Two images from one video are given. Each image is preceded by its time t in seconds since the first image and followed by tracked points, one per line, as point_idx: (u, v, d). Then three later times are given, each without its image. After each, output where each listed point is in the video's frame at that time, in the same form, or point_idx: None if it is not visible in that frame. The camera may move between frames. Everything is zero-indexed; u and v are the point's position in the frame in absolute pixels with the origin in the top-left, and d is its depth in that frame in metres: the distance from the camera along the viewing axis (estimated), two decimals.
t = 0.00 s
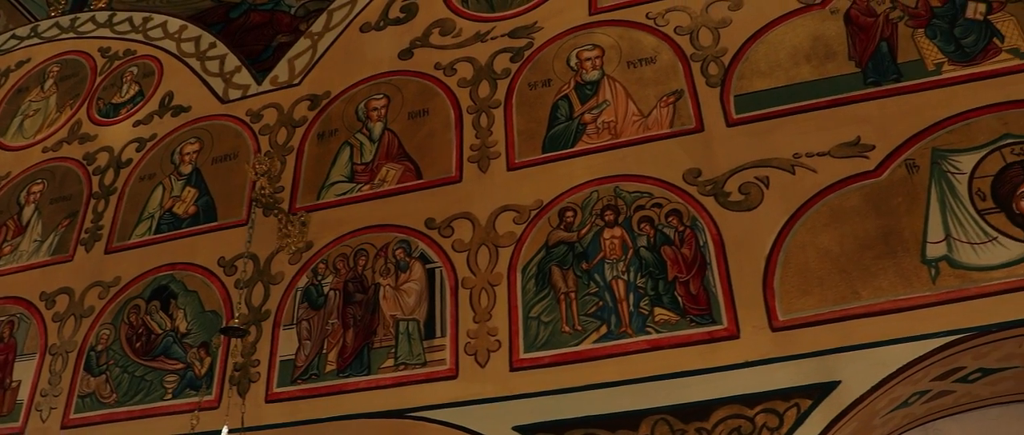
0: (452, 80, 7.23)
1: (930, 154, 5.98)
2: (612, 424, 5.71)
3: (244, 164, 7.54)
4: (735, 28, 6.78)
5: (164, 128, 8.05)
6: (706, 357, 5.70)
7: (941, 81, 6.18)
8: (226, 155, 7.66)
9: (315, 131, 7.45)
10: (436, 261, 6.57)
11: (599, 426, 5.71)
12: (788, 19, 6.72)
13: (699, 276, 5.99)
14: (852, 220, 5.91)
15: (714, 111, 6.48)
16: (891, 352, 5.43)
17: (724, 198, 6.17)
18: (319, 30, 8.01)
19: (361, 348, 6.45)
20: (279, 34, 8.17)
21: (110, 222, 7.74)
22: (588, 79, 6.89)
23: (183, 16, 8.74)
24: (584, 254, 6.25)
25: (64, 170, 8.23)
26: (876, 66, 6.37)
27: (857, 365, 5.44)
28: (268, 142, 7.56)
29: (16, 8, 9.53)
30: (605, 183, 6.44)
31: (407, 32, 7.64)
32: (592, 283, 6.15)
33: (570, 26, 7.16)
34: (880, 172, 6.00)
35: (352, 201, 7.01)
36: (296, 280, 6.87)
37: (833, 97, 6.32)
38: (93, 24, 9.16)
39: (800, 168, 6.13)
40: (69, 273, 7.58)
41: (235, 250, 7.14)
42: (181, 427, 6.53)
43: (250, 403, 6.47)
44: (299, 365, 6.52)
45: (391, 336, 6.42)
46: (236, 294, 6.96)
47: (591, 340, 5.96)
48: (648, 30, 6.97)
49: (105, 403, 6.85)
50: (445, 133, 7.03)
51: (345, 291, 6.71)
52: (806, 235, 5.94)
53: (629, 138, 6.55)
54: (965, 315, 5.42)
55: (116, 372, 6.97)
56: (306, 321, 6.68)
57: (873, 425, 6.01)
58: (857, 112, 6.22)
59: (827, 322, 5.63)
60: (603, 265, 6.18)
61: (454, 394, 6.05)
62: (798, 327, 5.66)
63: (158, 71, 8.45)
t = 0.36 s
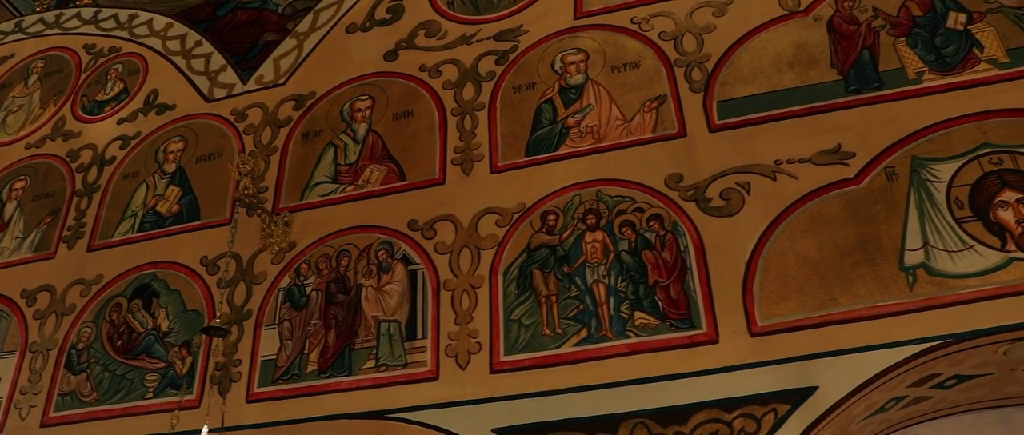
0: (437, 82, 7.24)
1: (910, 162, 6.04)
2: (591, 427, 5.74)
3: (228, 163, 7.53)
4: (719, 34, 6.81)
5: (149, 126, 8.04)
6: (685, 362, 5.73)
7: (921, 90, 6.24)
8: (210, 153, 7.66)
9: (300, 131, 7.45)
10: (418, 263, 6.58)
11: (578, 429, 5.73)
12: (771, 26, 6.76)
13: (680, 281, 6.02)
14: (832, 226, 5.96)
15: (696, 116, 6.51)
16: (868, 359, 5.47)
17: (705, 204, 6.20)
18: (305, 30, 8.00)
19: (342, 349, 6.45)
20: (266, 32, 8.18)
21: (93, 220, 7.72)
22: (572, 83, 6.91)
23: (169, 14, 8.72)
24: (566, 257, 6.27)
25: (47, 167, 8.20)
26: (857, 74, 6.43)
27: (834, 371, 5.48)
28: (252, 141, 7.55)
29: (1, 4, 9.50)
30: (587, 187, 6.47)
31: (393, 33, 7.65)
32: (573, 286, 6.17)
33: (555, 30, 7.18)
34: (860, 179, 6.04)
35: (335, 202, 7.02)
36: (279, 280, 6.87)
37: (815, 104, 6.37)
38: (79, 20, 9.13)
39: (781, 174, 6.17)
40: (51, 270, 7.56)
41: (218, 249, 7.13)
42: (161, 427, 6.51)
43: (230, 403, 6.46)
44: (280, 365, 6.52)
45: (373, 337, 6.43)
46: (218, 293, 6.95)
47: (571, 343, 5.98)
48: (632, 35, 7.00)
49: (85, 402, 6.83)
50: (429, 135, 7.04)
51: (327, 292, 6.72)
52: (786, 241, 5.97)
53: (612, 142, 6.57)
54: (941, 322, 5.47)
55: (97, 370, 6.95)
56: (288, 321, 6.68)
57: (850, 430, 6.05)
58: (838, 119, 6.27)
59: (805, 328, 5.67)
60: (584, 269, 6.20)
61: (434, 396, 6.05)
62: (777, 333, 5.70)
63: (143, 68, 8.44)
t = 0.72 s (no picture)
0: (421, 84, 7.25)
1: (889, 170, 6.09)
2: (570, 430, 5.77)
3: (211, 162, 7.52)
4: (702, 40, 6.84)
5: (132, 123, 8.01)
6: (664, 366, 5.76)
7: (901, 98, 6.30)
8: (194, 152, 7.64)
9: (283, 131, 7.44)
10: (400, 265, 6.59)
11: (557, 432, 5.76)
12: (754, 33, 6.79)
13: (660, 285, 6.04)
14: (811, 233, 6.00)
15: (679, 122, 6.54)
16: (845, 365, 5.52)
17: (686, 209, 6.23)
18: (291, 30, 7.99)
19: (323, 349, 6.45)
20: (252, 30, 8.13)
21: (75, 217, 7.69)
22: (555, 87, 6.92)
23: (154, 11, 8.69)
24: (547, 261, 6.29)
25: (29, 163, 8.16)
26: (839, 82, 6.47)
27: (812, 377, 5.53)
28: (236, 140, 7.54)
29: None
30: (569, 191, 6.49)
31: (378, 35, 7.65)
32: (554, 290, 6.19)
33: (540, 33, 7.19)
34: (840, 187, 6.09)
35: (318, 202, 7.02)
36: (261, 280, 6.86)
37: (796, 111, 6.41)
38: (63, 16, 9.09)
39: (761, 180, 6.20)
40: (32, 267, 7.53)
41: (200, 249, 7.12)
42: (140, 426, 6.49)
43: (211, 403, 6.45)
44: (261, 365, 6.51)
45: (354, 338, 6.43)
46: (200, 293, 6.94)
47: (551, 346, 6.00)
48: (617, 39, 7.02)
49: (65, 400, 6.80)
50: (413, 137, 7.05)
51: (309, 293, 6.72)
52: (766, 247, 6.01)
53: (594, 146, 6.59)
54: (918, 329, 5.53)
55: (77, 369, 6.93)
56: (269, 321, 6.68)
57: None
58: (819, 127, 6.31)
59: (783, 334, 5.71)
60: (565, 272, 6.22)
61: (414, 398, 6.06)
62: (755, 338, 5.73)
63: (128, 66, 8.41)
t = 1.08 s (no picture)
0: (404, 85, 7.25)
1: (868, 177, 6.14)
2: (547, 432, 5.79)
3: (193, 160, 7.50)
4: (685, 44, 6.87)
5: (114, 120, 7.98)
6: (642, 369, 5.79)
7: (880, 106, 6.35)
8: (176, 150, 7.62)
9: (266, 130, 7.43)
10: (381, 265, 6.59)
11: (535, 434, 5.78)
12: (736, 38, 6.82)
13: (639, 288, 6.06)
14: (789, 238, 6.04)
15: (660, 126, 6.56)
16: (820, 370, 5.57)
17: (666, 213, 6.25)
18: (275, 28, 7.97)
19: (302, 349, 6.44)
20: (237, 27, 8.12)
21: (55, 213, 7.65)
22: (538, 89, 6.93)
23: (138, 7, 8.65)
24: (527, 263, 6.31)
25: (10, 158, 8.12)
26: (820, 88, 6.51)
27: (788, 381, 5.57)
28: (218, 138, 7.51)
29: None
30: (550, 193, 6.50)
31: (362, 34, 7.64)
32: (533, 292, 6.20)
33: (523, 35, 7.21)
34: (818, 192, 6.13)
35: (299, 202, 7.01)
36: (241, 279, 6.85)
37: (777, 116, 6.44)
38: (45, 10, 9.04)
39: (741, 185, 6.23)
40: (11, 263, 7.49)
41: (181, 246, 7.09)
42: (118, 424, 6.46)
43: (189, 401, 6.43)
44: (240, 364, 6.50)
45: (333, 337, 6.43)
46: (180, 291, 6.91)
47: (530, 348, 6.01)
48: (600, 43, 7.03)
49: (42, 397, 6.77)
50: (395, 137, 7.05)
51: (289, 292, 6.71)
52: (745, 252, 6.05)
53: (576, 149, 6.60)
54: (893, 335, 5.59)
55: (55, 366, 6.90)
56: (249, 320, 6.67)
57: None
58: (799, 133, 6.35)
59: (760, 338, 5.74)
60: (545, 274, 6.23)
61: (392, 398, 6.06)
62: (732, 342, 5.76)
63: (110, 62, 8.37)
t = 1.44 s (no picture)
0: (386, 84, 7.24)
1: (846, 182, 6.18)
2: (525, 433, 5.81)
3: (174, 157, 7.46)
4: (667, 48, 6.88)
5: (95, 115, 7.93)
6: (619, 371, 5.80)
7: (860, 112, 6.39)
8: (156, 146, 7.58)
9: (247, 127, 7.40)
10: (360, 264, 6.59)
11: None
12: (718, 42, 6.84)
13: (617, 291, 6.07)
14: (767, 243, 6.07)
15: (641, 129, 6.57)
16: (796, 374, 5.61)
17: (645, 215, 6.26)
18: (258, 26, 7.93)
19: (280, 347, 6.42)
20: (221, 24, 8.06)
21: (33, 208, 7.60)
22: (520, 91, 6.94)
23: (120, 2, 8.58)
24: (506, 264, 6.31)
25: None
26: (800, 93, 6.54)
27: (763, 385, 5.61)
28: (200, 136, 7.48)
29: None
30: (530, 195, 6.51)
31: (345, 33, 7.62)
32: (512, 293, 6.20)
33: (506, 37, 7.20)
34: (797, 197, 6.16)
35: (280, 200, 6.99)
36: (220, 277, 6.82)
37: (757, 121, 6.46)
38: (26, 4, 8.97)
39: (720, 189, 6.25)
40: None
41: (160, 243, 7.05)
42: (93, 421, 6.42)
43: (166, 399, 6.40)
44: (218, 362, 6.47)
45: (311, 336, 6.41)
46: (158, 287, 6.87)
47: (508, 349, 6.02)
48: (582, 45, 7.03)
49: (17, 394, 6.72)
50: (376, 136, 7.04)
51: (268, 290, 6.69)
52: (723, 255, 6.07)
53: (556, 151, 6.61)
54: (868, 340, 5.63)
55: (31, 362, 6.84)
56: (227, 318, 6.64)
57: None
58: (778, 138, 6.37)
59: (737, 342, 5.77)
60: (524, 276, 6.24)
61: (370, 397, 6.06)
62: (709, 346, 5.78)
63: (92, 57, 8.32)
